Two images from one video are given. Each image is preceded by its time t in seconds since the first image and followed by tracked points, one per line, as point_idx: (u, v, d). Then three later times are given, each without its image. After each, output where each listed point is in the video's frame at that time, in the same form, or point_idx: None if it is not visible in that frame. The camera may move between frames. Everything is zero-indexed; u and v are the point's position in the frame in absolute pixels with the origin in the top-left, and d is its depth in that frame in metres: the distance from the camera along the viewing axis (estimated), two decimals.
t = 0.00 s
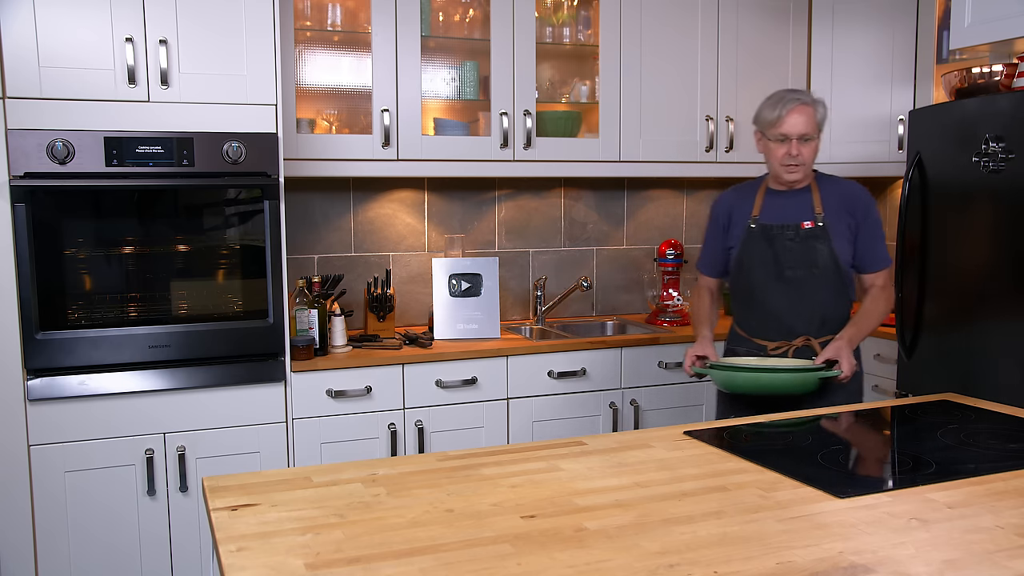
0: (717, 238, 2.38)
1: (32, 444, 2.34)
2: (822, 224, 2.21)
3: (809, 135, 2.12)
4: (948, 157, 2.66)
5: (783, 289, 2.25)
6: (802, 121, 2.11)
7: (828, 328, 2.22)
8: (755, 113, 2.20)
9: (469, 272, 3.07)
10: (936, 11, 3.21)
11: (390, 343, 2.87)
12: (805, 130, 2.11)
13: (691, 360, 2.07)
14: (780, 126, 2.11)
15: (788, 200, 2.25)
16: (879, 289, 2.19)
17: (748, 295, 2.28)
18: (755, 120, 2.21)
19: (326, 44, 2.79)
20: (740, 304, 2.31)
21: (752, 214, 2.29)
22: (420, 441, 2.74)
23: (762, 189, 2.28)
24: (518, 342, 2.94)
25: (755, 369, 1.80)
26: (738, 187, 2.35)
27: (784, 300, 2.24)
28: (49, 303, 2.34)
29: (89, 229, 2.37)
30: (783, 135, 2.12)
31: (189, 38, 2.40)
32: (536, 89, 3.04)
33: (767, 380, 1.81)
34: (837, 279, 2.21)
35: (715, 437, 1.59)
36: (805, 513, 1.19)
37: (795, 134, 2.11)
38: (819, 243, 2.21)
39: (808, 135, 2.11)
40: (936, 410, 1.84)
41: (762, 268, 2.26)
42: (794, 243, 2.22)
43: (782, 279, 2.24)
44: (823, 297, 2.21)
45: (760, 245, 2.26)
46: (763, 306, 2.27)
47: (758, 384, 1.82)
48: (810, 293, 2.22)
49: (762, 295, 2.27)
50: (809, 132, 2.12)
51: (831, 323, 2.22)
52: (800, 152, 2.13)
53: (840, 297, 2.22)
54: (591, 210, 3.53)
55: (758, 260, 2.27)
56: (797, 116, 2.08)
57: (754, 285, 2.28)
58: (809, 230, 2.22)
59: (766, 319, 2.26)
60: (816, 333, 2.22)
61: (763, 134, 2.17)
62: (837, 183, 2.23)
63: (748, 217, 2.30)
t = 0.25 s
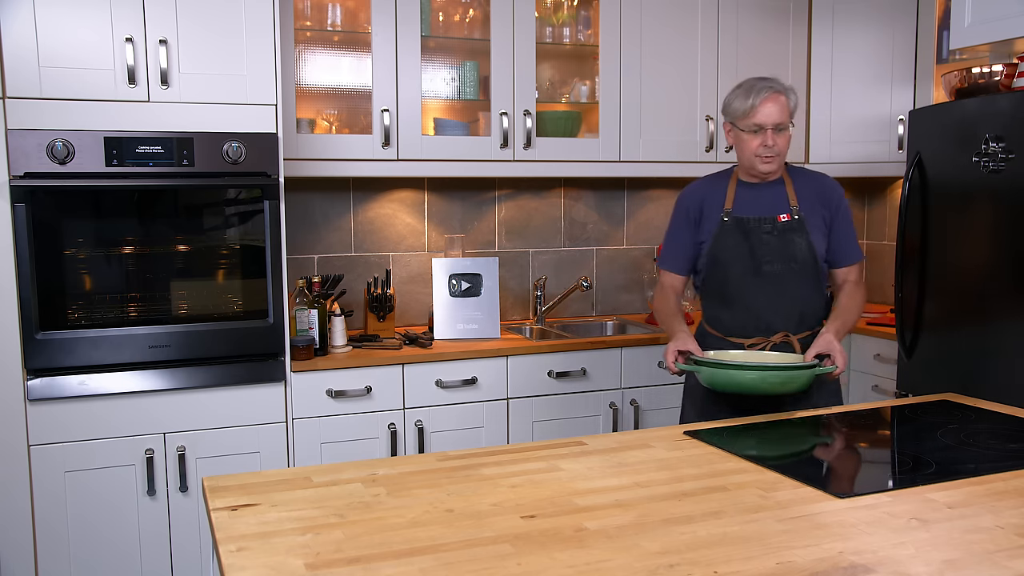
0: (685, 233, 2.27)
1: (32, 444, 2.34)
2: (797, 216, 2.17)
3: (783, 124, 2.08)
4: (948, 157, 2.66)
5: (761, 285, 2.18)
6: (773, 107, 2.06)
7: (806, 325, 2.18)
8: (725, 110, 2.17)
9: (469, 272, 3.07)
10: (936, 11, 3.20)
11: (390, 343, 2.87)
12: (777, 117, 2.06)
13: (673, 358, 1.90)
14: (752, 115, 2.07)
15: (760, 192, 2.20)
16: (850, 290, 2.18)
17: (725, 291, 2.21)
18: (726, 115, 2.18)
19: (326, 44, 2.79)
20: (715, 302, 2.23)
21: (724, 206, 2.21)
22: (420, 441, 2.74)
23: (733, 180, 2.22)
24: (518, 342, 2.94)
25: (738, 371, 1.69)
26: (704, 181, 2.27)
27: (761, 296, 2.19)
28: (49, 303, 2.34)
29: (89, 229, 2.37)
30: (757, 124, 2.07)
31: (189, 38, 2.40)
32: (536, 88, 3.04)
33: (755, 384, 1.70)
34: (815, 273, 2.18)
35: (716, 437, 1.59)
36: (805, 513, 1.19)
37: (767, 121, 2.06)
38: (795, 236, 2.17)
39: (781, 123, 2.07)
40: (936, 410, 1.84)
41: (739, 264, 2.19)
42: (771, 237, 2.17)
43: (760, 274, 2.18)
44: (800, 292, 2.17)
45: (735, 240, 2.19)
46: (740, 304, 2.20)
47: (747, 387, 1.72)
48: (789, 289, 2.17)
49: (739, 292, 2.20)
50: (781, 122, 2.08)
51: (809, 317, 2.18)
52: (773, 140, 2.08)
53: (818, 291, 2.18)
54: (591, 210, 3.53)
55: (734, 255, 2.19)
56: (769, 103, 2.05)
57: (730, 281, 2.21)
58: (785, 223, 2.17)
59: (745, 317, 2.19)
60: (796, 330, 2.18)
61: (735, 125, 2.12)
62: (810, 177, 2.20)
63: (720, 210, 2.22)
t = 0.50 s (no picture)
0: (677, 234, 2.12)
1: (32, 443, 2.34)
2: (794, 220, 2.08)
3: (784, 123, 1.96)
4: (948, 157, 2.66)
5: (754, 291, 2.08)
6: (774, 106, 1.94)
7: (800, 334, 2.09)
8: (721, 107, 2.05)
9: (469, 272, 3.07)
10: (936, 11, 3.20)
11: (389, 343, 2.87)
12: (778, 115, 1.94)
13: (690, 359, 1.68)
14: (753, 111, 1.95)
15: (755, 194, 2.09)
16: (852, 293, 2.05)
17: (715, 296, 2.10)
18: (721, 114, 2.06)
19: (326, 44, 2.79)
20: (705, 307, 2.12)
21: (717, 207, 2.10)
22: (420, 441, 2.74)
23: (726, 180, 2.10)
24: (518, 342, 2.94)
25: (769, 372, 1.55)
26: (694, 181, 2.15)
27: (753, 303, 2.08)
28: (49, 303, 2.34)
29: (89, 228, 2.37)
30: (758, 122, 1.95)
31: (189, 38, 2.40)
32: (536, 88, 3.04)
33: (783, 388, 1.56)
34: (809, 280, 2.08)
35: (716, 437, 1.59)
36: (805, 513, 1.19)
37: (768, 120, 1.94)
38: (791, 241, 2.06)
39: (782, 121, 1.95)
40: (936, 410, 1.84)
41: (732, 268, 2.08)
42: (766, 242, 2.06)
43: (752, 280, 2.08)
44: (794, 300, 2.07)
45: (728, 243, 2.08)
46: (732, 311, 2.09)
47: (773, 392, 1.58)
48: (782, 296, 2.07)
49: (730, 298, 2.09)
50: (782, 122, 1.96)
51: (801, 327, 2.08)
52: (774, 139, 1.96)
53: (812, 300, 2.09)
54: (591, 210, 3.53)
55: (727, 259, 2.08)
56: (771, 101, 1.93)
57: (722, 287, 2.09)
58: (781, 227, 2.07)
59: (736, 324, 2.09)
60: (789, 340, 2.08)
61: (734, 123, 2.00)
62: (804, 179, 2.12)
63: (712, 212, 2.10)
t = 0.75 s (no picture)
0: (690, 229, 1.99)
1: (32, 444, 2.34)
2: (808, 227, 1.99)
3: (811, 122, 1.87)
4: (947, 157, 2.66)
5: (763, 299, 2.01)
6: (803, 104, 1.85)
7: (804, 346, 2.05)
8: (745, 100, 1.95)
9: (469, 272, 3.07)
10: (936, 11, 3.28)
11: (390, 343, 2.87)
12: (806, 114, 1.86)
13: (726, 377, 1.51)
14: (781, 106, 1.86)
15: (770, 197, 2.00)
16: (877, 309, 1.94)
17: (723, 302, 2.02)
18: (744, 108, 1.96)
19: (326, 44, 2.79)
20: (711, 312, 2.04)
21: (732, 206, 2.00)
22: (420, 441, 2.74)
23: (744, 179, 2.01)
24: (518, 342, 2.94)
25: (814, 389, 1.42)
26: (706, 175, 2.04)
27: (761, 311, 2.01)
28: (50, 303, 2.34)
29: (89, 228, 2.37)
30: (785, 118, 1.86)
31: (189, 38, 2.40)
32: (536, 88, 3.04)
33: (828, 406, 1.43)
34: (819, 290, 2.03)
35: (717, 437, 1.59)
36: (805, 513, 1.19)
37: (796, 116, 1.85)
38: (805, 248, 1.99)
39: (810, 120, 1.86)
40: (936, 410, 1.84)
41: (742, 274, 2.00)
42: (780, 249, 1.98)
43: (762, 288, 2.00)
44: (803, 310, 2.02)
45: (740, 246, 1.99)
46: (738, 318, 2.02)
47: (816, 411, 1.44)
48: (791, 306, 2.01)
49: (739, 304, 2.01)
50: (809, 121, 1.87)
51: (806, 338, 2.03)
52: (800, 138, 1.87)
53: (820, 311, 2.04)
54: (591, 210, 3.53)
55: (738, 263, 1.99)
56: (801, 97, 1.84)
57: (731, 293, 2.01)
58: (795, 233, 1.99)
59: (742, 333, 2.02)
60: (793, 350, 2.04)
61: (759, 118, 1.90)
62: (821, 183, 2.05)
63: (726, 208, 2.00)
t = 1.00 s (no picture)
0: (708, 226, 1.86)
1: (32, 444, 2.34)
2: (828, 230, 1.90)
3: (839, 120, 1.74)
4: (947, 157, 2.66)
5: (779, 304, 1.93)
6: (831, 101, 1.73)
7: (815, 351, 1.99)
8: (768, 93, 1.82)
9: (469, 273, 3.07)
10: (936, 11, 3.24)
11: (390, 343, 2.87)
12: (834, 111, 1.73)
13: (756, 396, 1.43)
14: (806, 102, 1.73)
15: (790, 196, 1.90)
16: (899, 314, 1.87)
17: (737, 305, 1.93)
18: (767, 101, 1.84)
19: (326, 44, 2.79)
20: (724, 316, 1.96)
21: (752, 205, 1.89)
22: (420, 441, 2.74)
23: (762, 175, 1.90)
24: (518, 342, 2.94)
25: (846, 406, 1.36)
26: (723, 170, 1.92)
27: (776, 317, 1.93)
28: (50, 303, 2.34)
29: (88, 228, 2.37)
30: (811, 115, 1.73)
31: (189, 38, 2.40)
32: (536, 88, 3.04)
33: (860, 424, 1.37)
34: (835, 296, 1.95)
35: (717, 437, 1.59)
36: (805, 513, 1.19)
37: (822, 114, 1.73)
38: (825, 252, 1.91)
39: (837, 118, 1.73)
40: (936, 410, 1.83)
41: (760, 278, 1.91)
42: (800, 253, 1.90)
43: (779, 293, 1.92)
44: (818, 316, 1.95)
45: (759, 249, 1.89)
46: (753, 323, 1.94)
47: (847, 429, 1.39)
48: (807, 311, 1.94)
49: (754, 309, 1.93)
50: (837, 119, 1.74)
51: (818, 344, 1.97)
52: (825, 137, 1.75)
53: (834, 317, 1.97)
54: (591, 210, 3.53)
55: (756, 267, 1.90)
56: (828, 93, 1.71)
57: (746, 297, 1.92)
58: (815, 236, 1.90)
59: (756, 338, 1.95)
60: (804, 357, 1.98)
61: (783, 114, 1.78)
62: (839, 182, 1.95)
63: (745, 207, 1.90)
